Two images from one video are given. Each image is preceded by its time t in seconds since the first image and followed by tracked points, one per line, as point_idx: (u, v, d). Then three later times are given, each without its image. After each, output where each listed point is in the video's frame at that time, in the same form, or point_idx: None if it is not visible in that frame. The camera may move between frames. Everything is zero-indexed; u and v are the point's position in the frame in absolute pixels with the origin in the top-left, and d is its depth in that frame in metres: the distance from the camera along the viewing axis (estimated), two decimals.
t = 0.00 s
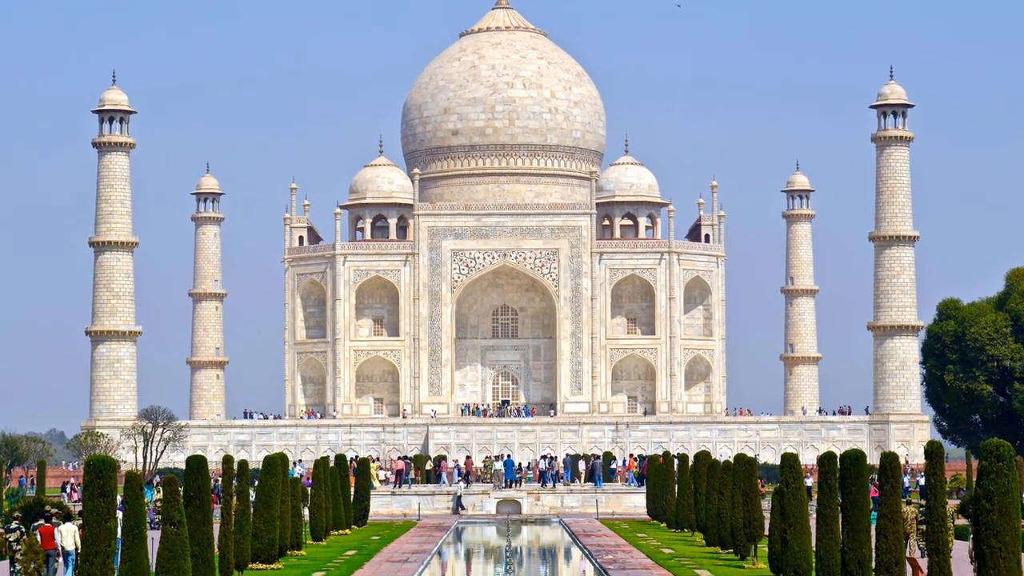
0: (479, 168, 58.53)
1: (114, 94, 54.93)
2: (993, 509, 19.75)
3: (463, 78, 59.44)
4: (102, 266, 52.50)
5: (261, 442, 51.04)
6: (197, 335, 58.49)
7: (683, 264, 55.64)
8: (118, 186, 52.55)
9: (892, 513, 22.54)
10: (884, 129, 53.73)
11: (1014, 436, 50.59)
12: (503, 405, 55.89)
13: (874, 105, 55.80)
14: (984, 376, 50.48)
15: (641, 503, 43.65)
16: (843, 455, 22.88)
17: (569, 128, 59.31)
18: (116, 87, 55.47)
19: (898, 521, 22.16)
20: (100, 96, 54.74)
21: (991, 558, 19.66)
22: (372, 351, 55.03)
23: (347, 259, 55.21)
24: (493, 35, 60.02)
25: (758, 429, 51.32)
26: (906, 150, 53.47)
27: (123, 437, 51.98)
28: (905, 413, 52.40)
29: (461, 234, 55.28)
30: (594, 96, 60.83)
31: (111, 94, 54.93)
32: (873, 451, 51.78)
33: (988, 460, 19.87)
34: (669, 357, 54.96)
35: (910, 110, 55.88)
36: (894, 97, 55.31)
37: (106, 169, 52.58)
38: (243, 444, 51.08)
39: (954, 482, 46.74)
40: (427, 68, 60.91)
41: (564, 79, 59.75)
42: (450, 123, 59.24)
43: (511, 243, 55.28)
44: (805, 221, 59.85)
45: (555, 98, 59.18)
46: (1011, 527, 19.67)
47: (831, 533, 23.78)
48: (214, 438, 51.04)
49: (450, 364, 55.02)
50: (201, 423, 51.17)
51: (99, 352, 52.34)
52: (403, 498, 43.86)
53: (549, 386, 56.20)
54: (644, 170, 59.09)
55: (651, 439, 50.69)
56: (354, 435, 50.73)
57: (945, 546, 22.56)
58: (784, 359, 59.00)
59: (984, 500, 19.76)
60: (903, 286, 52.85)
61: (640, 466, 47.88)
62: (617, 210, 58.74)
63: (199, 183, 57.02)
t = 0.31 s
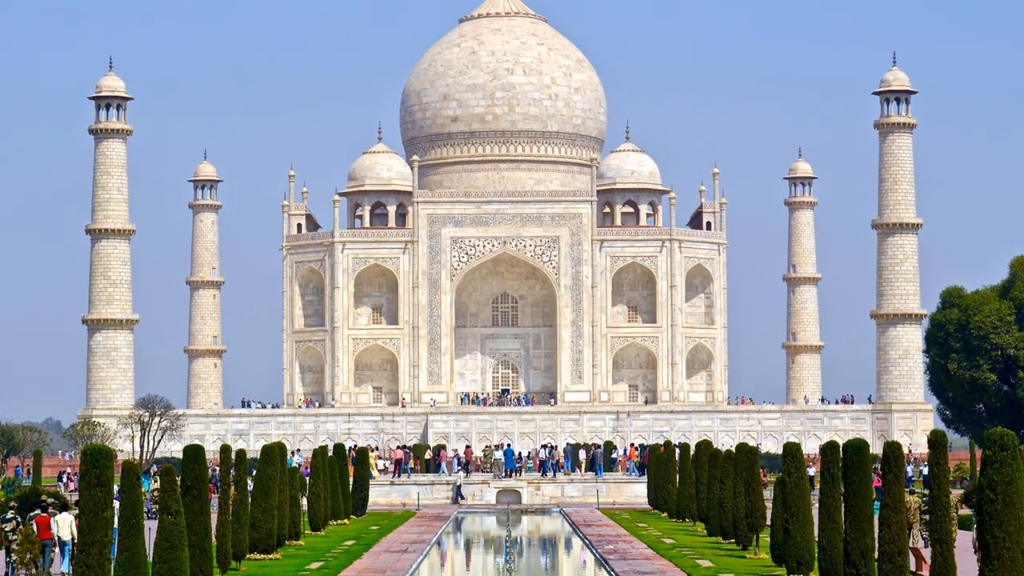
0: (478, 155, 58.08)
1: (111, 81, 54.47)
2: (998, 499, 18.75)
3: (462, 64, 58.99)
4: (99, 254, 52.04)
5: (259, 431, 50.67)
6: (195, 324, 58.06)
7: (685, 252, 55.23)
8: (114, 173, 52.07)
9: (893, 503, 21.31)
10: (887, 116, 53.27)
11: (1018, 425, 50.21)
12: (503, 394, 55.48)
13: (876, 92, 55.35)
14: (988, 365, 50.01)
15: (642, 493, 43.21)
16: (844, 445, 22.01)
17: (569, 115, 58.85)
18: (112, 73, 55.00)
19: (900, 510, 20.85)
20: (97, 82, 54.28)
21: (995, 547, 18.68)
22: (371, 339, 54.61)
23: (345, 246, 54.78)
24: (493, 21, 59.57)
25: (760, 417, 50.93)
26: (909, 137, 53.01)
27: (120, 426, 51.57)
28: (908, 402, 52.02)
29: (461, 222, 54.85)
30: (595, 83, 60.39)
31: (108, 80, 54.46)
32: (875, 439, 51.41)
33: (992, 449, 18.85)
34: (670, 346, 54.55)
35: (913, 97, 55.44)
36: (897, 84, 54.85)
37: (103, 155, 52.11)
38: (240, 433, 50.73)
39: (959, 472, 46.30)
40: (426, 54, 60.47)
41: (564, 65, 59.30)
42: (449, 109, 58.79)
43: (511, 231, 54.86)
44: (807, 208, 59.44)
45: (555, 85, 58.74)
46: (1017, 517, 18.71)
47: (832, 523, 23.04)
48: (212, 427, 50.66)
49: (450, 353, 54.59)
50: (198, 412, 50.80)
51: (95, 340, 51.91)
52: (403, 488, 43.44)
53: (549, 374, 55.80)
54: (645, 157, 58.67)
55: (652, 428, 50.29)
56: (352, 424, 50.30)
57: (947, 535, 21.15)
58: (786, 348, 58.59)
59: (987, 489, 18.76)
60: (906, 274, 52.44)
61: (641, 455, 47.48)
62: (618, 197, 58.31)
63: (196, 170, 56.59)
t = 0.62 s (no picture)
0: (478, 143, 57.68)
1: (108, 69, 54.05)
2: (1002, 490, 17.57)
3: (462, 52, 58.59)
4: (96, 243, 51.66)
5: (257, 421, 50.39)
6: (192, 313, 57.71)
7: (686, 241, 54.86)
8: (111, 162, 51.68)
9: (895, 495, 20.49)
10: (890, 104, 52.86)
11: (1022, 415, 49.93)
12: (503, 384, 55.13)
13: (879, 80, 54.94)
14: (991, 355, 49.64)
15: (642, 484, 42.84)
16: (848, 436, 21.51)
17: (569, 103, 58.46)
18: (110, 61, 54.59)
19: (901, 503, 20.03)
20: (94, 70, 53.86)
21: (998, 540, 17.53)
22: (370, 329, 54.21)
23: (344, 235, 54.41)
24: (493, 9, 59.17)
25: (761, 408, 50.58)
26: (912, 125, 52.60)
27: (117, 417, 51.22)
28: (911, 392, 51.68)
29: (460, 211, 54.47)
30: (595, 71, 60.01)
31: (105, 68, 54.05)
32: (878, 430, 51.23)
33: (994, 440, 17.65)
34: (671, 336, 54.19)
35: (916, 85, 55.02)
36: (900, 71, 54.44)
37: (100, 144, 51.70)
38: (239, 424, 50.52)
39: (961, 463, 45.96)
40: (425, 42, 60.07)
41: (565, 53, 58.91)
42: (449, 98, 58.39)
43: (511, 220, 54.48)
44: (809, 197, 59.08)
45: (555, 72, 58.33)
46: (1021, 509, 17.57)
47: (836, 513, 22.56)
48: (209, 418, 50.39)
49: (450, 343, 54.24)
50: (196, 403, 50.51)
51: (92, 330, 51.57)
52: (401, 478, 43.02)
53: (549, 364, 55.46)
54: (646, 146, 58.32)
55: (653, 418, 49.96)
56: (352, 414, 50.02)
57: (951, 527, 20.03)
58: (788, 337, 58.24)
59: (990, 481, 17.56)
60: (908, 264, 52.09)
61: (641, 446, 47.17)
62: (619, 186, 57.94)
63: (194, 158, 56.20)
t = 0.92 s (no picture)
0: (478, 136, 57.41)
1: (106, 61, 53.78)
2: (1004, 484, 17.15)
3: (462, 44, 58.34)
4: (94, 236, 51.41)
5: (256, 415, 50.12)
6: (190, 306, 57.48)
7: (686, 234, 54.62)
8: (109, 154, 51.44)
9: (898, 490, 20.18)
10: (892, 96, 52.57)
11: None
12: (503, 377, 54.92)
13: (881, 72, 54.68)
14: (993, 348, 49.41)
15: (643, 478, 42.62)
16: (851, 430, 21.10)
17: (569, 95, 58.20)
18: (108, 53, 54.32)
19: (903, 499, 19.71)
20: (92, 62, 53.59)
21: (999, 534, 17.09)
22: (369, 323, 53.97)
23: (343, 228, 54.16)
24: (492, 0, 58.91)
25: (763, 401, 50.34)
26: (914, 117, 52.32)
27: (116, 410, 51.01)
28: (912, 385, 51.48)
29: (460, 203, 54.21)
30: (596, 63, 59.74)
31: (104, 60, 53.77)
32: (880, 424, 50.92)
33: (996, 434, 17.21)
34: (672, 329, 53.97)
35: (918, 77, 54.76)
36: (902, 63, 54.18)
37: (98, 137, 51.45)
38: (237, 417, 50.20)
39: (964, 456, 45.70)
40: (425, 34, 59.82)
41: (565, 45, 58.65)
42: (449, 90, 58.12)
43: (511, 212, 54.23)
44: (811, 190, 58.85)
45: (556, 65, 58.06)
46: None
47: (837, 508, 22.24)
48: (208, 411, 50.18)
49: (449, 336, 54.00)
50: (194, 396, 50.32)
51: (90, 323, 51.37)
52: (401, 472, 42.74)
53: (549, 357, 55.25)
54: (646, 138, 58.12)
55: (654, 412, 49.70)
56: (351, 408, 49.75)
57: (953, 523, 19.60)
58: (789, 331, 58.02)
59: (992, 475, 17.15)
60: (910, 257, 51.84)
61: (641, 440, 46.96)
62: (619, 178, 57.68)
63: (193, 151, 55.96)
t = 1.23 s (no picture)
0: (478, 131, 57.23)
1: (105, 55, 53.60)
2: (1006, 480, 16.95)
3: (462, 39, 58.20)
4: (92, 231, 51.25)
5: (255, 410, 49.99)
6: (189, 301, 57.31)
7: (687, 229, 54.45)
8: (108, 149, 51.25)
9: (900, 488, 19.98)
10: (894, 91, 52.38)
11: None
12: (503, 373, 54.77)
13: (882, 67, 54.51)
14: (995, 344, 49.28)
15: (643, 474, 42.47)
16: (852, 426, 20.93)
17: (569, 90, 58.02)
18: (107, 48, 54.15)
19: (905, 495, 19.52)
20: (91, 57, 53.42)
21: (1001, 530, 16.91)
22: (369, 318, 53.80)
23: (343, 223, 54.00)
24: None
25: (764, 397, 50.18)
26: (916, 112, 52.15)
27: (114, 406, 50.83)
28: (914, 381, 51.33)
29: (460, 198, 54.06)
30: (596, 57, 59.57)
31: (103, 55, 53.60)
32: (881, 419, 50.75)
33: (998, 430, 17.00)
34: (672, 324, 53.80)
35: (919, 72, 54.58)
36: (903, 58, 54.01)
37: (97, 131, 51.28)
38: (237, 413, 50.06)
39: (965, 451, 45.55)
40: (425, 28, 59.67)
41: (565, 39, 58.50)
42: (448, 84, 57.95)
43: (511, 208, 54.08)
44: (812, 185, 58.70)
45: (556, 59, 57.89)
46: None
47: (837, 505, 22.07)
48: (207, 406, 50.11)
49: (449, 332, 53.84)
50: (193, 392, 50.21)
51: (89, 319, 51.21)
52: (400, 468, 42.62)
53: (550, 353, 55.07)
54: (646, 133, 57.96)
55: (654, 407, 49.56)
56: (350, 403, 49.64)
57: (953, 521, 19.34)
58: (790, 327, 57.86)
59: (994, 471, 16.95)
60: (912, 252, 51.65)
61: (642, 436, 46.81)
62: (619, 173, 57.52)
63: (192, 145, 55.79)
